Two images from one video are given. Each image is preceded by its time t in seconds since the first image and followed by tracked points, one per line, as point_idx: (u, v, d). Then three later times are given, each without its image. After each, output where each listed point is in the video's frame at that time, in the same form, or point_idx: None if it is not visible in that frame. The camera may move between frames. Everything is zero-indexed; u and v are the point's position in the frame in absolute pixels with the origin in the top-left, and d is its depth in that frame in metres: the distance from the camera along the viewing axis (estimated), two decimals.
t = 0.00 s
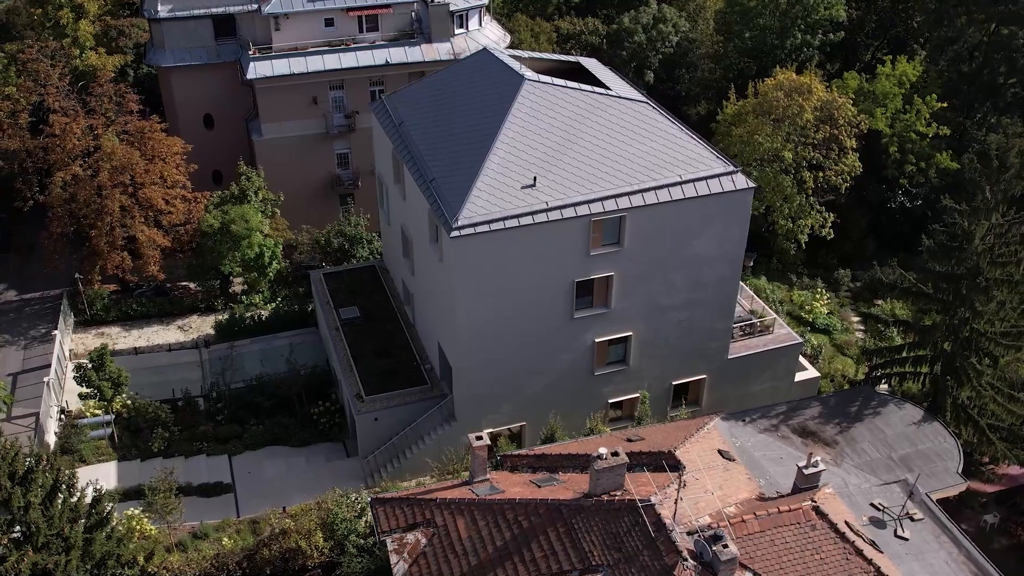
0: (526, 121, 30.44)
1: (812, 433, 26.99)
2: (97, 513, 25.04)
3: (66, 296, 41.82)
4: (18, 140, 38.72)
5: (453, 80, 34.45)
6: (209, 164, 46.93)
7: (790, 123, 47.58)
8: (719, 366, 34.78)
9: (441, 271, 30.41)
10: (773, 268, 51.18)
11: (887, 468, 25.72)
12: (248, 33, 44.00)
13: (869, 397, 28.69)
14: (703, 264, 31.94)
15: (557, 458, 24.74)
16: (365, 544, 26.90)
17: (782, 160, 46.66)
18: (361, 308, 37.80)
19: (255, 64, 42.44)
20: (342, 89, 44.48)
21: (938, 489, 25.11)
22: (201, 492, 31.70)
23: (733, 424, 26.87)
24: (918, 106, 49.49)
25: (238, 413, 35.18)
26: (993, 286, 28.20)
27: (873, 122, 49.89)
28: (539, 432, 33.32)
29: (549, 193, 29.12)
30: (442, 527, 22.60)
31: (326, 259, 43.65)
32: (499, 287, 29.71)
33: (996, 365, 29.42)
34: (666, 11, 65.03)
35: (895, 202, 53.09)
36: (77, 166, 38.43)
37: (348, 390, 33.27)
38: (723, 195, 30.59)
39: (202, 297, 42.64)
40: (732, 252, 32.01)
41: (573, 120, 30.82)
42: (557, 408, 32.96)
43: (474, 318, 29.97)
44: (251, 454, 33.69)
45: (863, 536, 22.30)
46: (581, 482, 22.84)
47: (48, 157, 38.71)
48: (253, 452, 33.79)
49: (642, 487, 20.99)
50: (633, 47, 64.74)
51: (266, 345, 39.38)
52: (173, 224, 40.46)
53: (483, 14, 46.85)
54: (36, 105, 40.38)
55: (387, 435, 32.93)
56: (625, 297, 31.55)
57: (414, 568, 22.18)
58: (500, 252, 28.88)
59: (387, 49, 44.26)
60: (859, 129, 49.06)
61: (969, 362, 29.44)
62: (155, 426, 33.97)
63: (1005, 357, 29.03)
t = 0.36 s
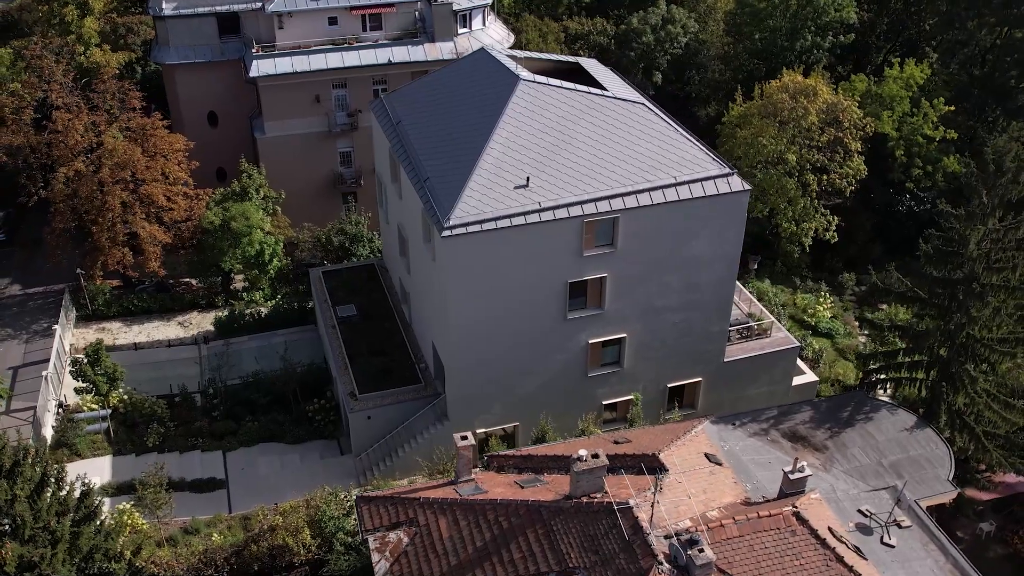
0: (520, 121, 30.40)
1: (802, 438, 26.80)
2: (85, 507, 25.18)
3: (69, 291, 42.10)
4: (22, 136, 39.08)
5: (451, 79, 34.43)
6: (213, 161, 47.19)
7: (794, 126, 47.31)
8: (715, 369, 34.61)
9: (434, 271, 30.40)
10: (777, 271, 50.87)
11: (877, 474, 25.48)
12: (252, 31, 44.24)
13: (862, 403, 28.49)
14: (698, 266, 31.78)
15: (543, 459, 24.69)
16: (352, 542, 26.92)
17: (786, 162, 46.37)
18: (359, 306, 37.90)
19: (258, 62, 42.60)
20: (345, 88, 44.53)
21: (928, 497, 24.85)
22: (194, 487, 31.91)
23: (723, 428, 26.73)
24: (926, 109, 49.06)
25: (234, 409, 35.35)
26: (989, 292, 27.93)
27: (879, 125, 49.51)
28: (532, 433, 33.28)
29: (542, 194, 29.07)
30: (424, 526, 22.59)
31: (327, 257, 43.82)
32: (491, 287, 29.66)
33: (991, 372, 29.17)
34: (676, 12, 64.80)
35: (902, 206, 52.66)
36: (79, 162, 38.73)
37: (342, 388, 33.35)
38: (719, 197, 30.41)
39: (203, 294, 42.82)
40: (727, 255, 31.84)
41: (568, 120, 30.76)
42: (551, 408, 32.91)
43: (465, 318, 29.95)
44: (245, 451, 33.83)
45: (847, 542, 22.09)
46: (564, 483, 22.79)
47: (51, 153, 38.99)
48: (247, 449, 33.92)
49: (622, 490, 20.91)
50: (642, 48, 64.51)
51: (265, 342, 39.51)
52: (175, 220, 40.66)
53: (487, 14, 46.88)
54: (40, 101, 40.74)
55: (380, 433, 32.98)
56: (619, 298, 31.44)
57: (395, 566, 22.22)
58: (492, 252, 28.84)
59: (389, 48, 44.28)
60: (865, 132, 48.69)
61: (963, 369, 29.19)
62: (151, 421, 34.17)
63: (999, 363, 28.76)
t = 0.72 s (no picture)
0: (515, 121, 30.37)
1: (792, 443, 26.64)
2: (74, 500, 25.40)
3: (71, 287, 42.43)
4: (26, 132, 39.42)
5: (448, 78, 34.41)
6: (217, 159, 47.48)
7: (798, 129, 47.08)
8: (711, 372, 34.44)
9: (427, 270, 30.39)
10: (781, 274, 50.58)
11: (866, 481, 25.27)
12: (257, 29, 44.43)
13: (854, 408, 28.26)
14: (694, 268, 31.63)
15: (529, 460, 24.66)
16: (340, 540, 26.98)
17: (789, 165, 46.14)
18: (356, 304, 38.00)
19: (261, 60, 42.79)
20: (348, 87, 44.63)
21: (917, 504, 24.62)
22: (187, 483, 31.94)
23: (712, 431, 26.59)
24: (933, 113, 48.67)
25: (231, 406, 35.53)
26: (984, 298, 27.69)
27: (885, 128, 49.20)
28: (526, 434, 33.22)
29: (535, 194, 29.02)
30: (407, 525, 22.61)
31: (328, 256, 43.96)
32: (483, 288, 29.61)
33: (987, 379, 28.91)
34: (684, 13, 64.65)
35: (909, 210, 52.25)
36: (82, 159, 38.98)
37: (336, 386, 33.44)
38: (714, 199, 30.26)
39: (204, 291, 43.05)
40: (723, 257, 31.68)
41: (563, 121, 30.72)
42: (544, 409, 32.85)
43: (457, 318, 29.90)
44: (240, 447, 33.94)
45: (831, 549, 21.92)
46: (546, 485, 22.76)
47: (54, 150, 39.28)
48: (242, 445, 34.03)
49: (602, 492, 20.88)
50: (649, 49, 64.39)
51: (264, 339, 39.68)
52: (176, 217, 40.88)
53: (490, 14, 47.06)
54: (45, 98, 41.16)
55: (374, 431, 33.03)
56: (613, 299, 31.35)
57: (377, 565, 22.22)
58: (485, 252, 28.82)
59: (392, 48, 44.39)
60: (871, 135, 48.37)
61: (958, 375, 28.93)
62: (147, 417, 34.38)
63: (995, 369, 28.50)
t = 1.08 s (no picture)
0: (509, 122, 30.35)
1: (781, 447, 26.47)
2: (64, 493, 25.47)
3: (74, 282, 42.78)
4: (29, 128, 39.78)
5: (446, 78, 34.42)
6: (221, 157, 47.76)
7: (802, 131, 46.80)
8: (706, 375, 34.29)
9: (420, 270, 30.41)
10: (785, 277, 50.31)
11: (854, 486, 25.06)
12: (260, 28, 44.24)
13: (846, 412, 28.04)
14: (689, 270, 31.50)
15: (514, 460, 24.65)
16: (327, 537, 27.06)
17: (792, 167, 45.88)
18: (353, 302, 38.12)
19: (264, 58, 42.98)
20: (351, 86, 44.68)
21: (905, 510, 24.40)
22: (180, 478, 32.13)
23: (701, 434, 26.42)
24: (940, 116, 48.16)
25: (227, 402, 35.73)
26: (978, 303, 27.40)
27: (891, 131, 48.86)
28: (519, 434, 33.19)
29: (527, 194, 28.99)
30: (389, 524, 22.65)
31: (329, 254, 44.10)
32: (475, 287, 29.61)
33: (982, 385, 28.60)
34: (693, 14, 64.47)
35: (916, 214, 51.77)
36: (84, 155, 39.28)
37: (331, 384, 33.54)
38: (708, 201, 30.10)
39: (205, 287, 43.28)
40: (717, 259, 31.53)
41: (557, 121, 30.67)
42: (537, 409, 32.84)
43: (449, 318, 29.91)
44: (235, 443, 34.10)
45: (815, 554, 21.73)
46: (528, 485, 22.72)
47: (57, 147, 39.59)
48: (237, 441, 34.17)
49: (581, 493, 20.84)
50: (657, 50, 64.25)
51: (262, 336, 39.84)
52: (177, 214, 41.12)
53: (493, 13, 47.44)
54: (48, 94, 41.45)
55: (367, 429, 33.11)
56: (606, 300, 31.28)
57: (358, 563, 22.28)
58: (476, 252, 28.81)
59: (395, 47, 44.45)
60: (877, 138, 48.02)
61: (952, 380, 28.66)
62: (143, 411, 34.62)
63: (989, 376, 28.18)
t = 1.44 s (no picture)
0: (503, 122, 30.37)
1: (770, 451, 26.29)
2: (53, 487, 25.79)
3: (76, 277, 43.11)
4: (33, 124, 40.14)
5: (443, 78, 34.44)
6: (225, 155, 48.05)
7: (806, 133, 46.49)
8: (701, 378, 34.14)
9: (412, 270, 30.43)
10: (789, 280, 50.03)
11: (841, 492, 24.86)
12: (265, 27, 44.73)
13: (837, 418, 27.81)
14: (683, 272, 31.35)
15: (499, 460, 24.62)
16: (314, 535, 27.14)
17: (795, 170, 45.62)
18: (351, 301, 38.25)
19: (267, 57, 43.14)
20: (353, 85, 44.77)
21: (892, 517, 24.18)
22: (174, 473, 32.32)
23: (689, 437, 26.29)
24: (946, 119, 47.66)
25: (223, 399, 35.90)
26: (972, 309, 27.16)
27: (897, 134, 48.48)
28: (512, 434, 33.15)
29: (520, 195, 28.96)
30: (371, 522, 22.69)
31: (330, 252, 44.27)
32: (467, 287, 29.59)
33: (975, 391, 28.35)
34: (703, 16, 64.14)
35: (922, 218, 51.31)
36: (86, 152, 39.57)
37: (325, 381, 33.64)
38: (703, 203, 29.94)
39: (206, 284, 43.50)
40: (712, 262, 31.37)
41: (552, 122, 30.65)
42: (531, 410, 32.82)
43: (440, 317, 29.90)
44: (230, 439, 34.24)
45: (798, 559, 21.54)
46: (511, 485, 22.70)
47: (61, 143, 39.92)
48: (232, 438, 34.32)
49: (560, 495, 20.81)
50: (666, 51, 63.98)
51: (260, 334, 39.93)
52: (178, 211, 41.37)
53: (496, 13, 47.48)
54: (52, 91, 41.87)
55: (360, 427, 33.19)
56: (599, 302, 31.21)
57: (340, 561, 22.34)
58: (468, 252, 28.80)
59: (398, 46, 44.54)
60: (882, 141, 47.63)
61: (946, 387, 28.39)
62: (139, 407, 34.84)
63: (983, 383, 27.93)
